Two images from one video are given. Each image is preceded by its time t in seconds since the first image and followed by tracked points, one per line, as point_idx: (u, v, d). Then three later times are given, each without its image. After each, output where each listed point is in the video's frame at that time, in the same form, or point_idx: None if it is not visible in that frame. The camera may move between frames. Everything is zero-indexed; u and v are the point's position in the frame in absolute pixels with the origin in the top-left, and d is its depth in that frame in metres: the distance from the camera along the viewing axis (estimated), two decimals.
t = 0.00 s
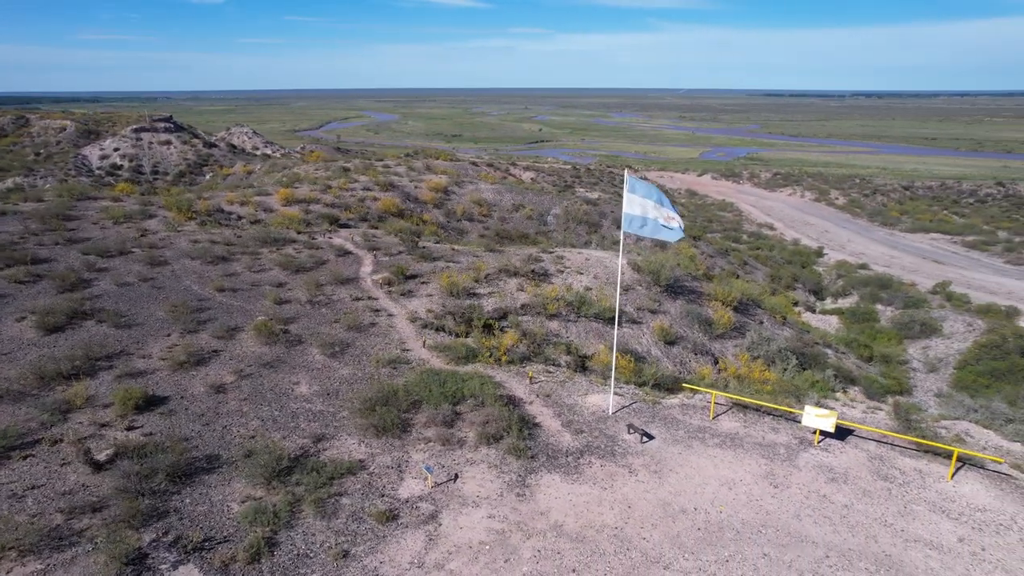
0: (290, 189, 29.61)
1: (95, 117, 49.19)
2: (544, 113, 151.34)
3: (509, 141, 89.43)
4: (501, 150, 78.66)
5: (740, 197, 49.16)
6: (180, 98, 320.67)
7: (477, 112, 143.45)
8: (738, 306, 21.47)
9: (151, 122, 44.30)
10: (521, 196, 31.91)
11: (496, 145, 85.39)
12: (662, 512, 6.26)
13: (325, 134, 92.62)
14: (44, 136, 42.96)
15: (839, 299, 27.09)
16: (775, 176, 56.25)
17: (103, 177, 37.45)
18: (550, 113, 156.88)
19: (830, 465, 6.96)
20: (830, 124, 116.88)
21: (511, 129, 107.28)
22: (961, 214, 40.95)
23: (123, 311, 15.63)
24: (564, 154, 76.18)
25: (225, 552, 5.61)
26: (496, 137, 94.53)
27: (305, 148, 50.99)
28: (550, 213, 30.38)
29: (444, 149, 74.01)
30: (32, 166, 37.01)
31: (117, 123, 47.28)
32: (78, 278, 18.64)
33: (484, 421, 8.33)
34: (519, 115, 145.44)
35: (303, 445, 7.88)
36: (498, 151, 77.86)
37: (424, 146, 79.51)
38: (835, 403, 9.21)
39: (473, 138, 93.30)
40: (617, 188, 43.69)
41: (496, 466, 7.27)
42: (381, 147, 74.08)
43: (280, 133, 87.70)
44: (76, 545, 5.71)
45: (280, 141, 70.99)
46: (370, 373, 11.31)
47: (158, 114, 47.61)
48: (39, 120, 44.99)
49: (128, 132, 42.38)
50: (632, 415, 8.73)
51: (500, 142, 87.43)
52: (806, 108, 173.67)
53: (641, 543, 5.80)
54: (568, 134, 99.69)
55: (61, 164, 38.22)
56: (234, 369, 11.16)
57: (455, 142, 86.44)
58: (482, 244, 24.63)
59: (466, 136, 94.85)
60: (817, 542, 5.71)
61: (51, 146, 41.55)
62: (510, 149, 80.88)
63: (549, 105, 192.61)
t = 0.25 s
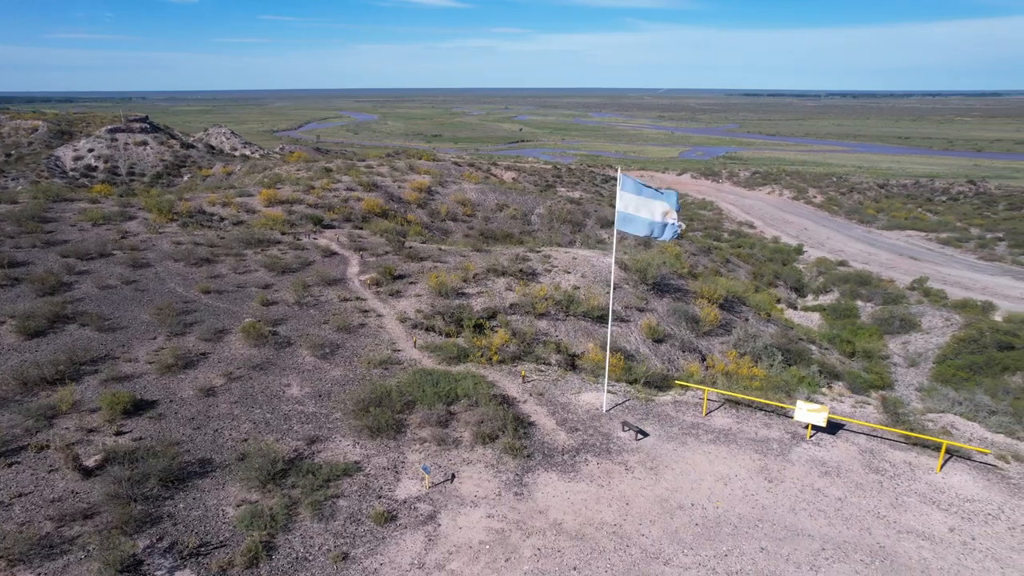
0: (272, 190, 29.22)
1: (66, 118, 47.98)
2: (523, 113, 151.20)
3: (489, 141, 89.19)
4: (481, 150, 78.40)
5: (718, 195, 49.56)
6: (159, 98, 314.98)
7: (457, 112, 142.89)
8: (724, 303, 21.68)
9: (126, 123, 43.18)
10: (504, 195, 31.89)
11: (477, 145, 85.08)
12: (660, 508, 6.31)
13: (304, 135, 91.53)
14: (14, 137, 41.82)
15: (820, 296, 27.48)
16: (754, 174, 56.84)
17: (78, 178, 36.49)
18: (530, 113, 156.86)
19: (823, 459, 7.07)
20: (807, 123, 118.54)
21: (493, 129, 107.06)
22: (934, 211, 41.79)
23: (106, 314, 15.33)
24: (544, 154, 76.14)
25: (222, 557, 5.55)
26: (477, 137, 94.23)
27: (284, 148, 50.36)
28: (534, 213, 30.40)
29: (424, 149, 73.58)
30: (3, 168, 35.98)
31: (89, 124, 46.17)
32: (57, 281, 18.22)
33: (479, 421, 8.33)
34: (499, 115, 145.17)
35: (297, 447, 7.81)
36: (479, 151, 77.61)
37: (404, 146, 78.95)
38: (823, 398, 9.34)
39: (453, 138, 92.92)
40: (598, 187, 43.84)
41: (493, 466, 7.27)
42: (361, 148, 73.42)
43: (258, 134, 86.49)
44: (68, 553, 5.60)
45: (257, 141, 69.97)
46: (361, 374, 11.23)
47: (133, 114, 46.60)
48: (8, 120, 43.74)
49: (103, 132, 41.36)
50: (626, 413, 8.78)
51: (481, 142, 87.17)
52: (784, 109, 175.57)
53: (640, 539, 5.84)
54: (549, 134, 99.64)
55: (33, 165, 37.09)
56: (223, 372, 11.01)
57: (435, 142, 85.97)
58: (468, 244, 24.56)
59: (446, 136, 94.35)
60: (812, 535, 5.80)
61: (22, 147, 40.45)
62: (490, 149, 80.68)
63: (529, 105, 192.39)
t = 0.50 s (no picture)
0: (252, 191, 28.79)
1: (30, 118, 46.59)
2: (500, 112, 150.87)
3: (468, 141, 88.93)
4: (458, 150, 78.03)
5: (695, 194, 49.99)
6: (132, 97, 308.31)
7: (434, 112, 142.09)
8: (707, 300, 21.93)
9: (97, 124, 42.07)
10: (486, 195, 31.83)
11: (454, 145, 84.67)
12: (656, 503, 6.37)
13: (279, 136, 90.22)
14: None
15: (799, 292, 27.92)
16: (730, 173, 57.48)
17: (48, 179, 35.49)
18: (507, 113, 156.70)
19: (814, 452, 7.19)
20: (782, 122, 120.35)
21: (471, 129, 106.51)
22: (905, 208, 42.69)
23: (86, 318, 14.97)
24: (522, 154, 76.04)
25: (219, 563, 5.47)
26: (454, 137, 93.75)
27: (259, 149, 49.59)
28: (516, 212, 30.40)
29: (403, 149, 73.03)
30: None
31: (57, 125, 44.92)
32: (33, 285, 17.74)
33: (473, 420, 8.32)
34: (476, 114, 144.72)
35: (290, 450, 7.72)
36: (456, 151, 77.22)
37: (380, 146, 78.26)
38: (808, 392, 9.50)
39: (431, 138, 92.41)
40: (575, 187, 43.94)
41: (489, 465, 7.27)
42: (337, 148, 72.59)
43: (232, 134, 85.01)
44: (59, 562, 5.47)
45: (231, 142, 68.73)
46: (350, 375, 11.14)
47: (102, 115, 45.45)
48: None
49: (73, 133, 40.30)
50: (618, 410, 8.84)
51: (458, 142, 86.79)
52: (756, 108, 178.05)
53: (639, 535, 5.89)
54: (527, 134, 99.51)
55: None
56: (210, 375, 10.83)
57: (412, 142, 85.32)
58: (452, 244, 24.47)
59: (424, 136, 93.67)
60: (807, 527, 5.90)
61: None
62: (468, 149, 80.30)
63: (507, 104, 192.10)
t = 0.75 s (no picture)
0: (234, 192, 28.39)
1: None
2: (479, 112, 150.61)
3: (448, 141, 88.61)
4: (439, 150, 77.64)
5: (676, 193, 50.33)
6: (109, 97, 302.67)
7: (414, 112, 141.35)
8: (693, 298, 22.12)
9: (70, 124, 41.06)
10: (469, 195, 31.76)
11: (434, 145, 84.25)
12: (653, 500, 6.42)
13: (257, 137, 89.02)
14: None
15: (780, 289, 28.28)
16: (709, 172, 57.98)
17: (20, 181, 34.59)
18: (487, 112, 156.49)
19: (806, 447, 7.30)
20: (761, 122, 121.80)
21: (452, 130, 106.12)
22: (881, 206, 43.48)
23: (67, 322, 14.65)
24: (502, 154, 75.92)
25: (215, 570, 5.41)
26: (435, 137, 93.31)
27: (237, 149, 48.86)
28: (500, 212, 30.38)
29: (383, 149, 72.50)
30: None
31: (27, 126, 43.76)
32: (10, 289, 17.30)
33: (467, 420, 8.30)
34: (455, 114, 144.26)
35: (283, 453, 7.65)
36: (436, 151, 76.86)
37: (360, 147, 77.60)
38: (796, 388, 9.63)
39: (410, 138, 91.87)
40: (557, 186, 44.01)
41: (485, 464, 7.27)
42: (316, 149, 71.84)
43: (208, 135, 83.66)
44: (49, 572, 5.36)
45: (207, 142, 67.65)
46: (341, 377, 11.06)
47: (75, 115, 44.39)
48: None
49: (45, 134, 39.34)
50: (611, 408, 8.88)
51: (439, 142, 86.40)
52: (736, 108, 180.09)
53: (637, 532, 5.93)
54: (508, 134, 99.33)
55: None
56: (198, 378, 10.67)
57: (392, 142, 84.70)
58: (438, 244, 24.38)
59: (404, 136, 93.02)
60: (802, 521, 5.98)
61: None
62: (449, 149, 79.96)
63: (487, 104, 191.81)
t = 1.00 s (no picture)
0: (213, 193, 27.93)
1: None
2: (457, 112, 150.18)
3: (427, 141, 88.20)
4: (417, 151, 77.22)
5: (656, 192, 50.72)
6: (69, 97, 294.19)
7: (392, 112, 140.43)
8: (677, 296, 22.34)
9: (38, 125, 39.96)
10: (450, 195, 31.67)
11: (412, 145, 83.72)
12: (649, 497, 6.47)
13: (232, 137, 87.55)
14: None
15: (760, 286, 28.68)
16: (686, 171, 58.49)
17: None
18: (465, 113, 156.13)
19: (797, 441, 7.42)
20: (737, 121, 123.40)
21: (430, 130, 105.54)
22: (855, 203, 44.32)
23: (46, 327, 14.28)
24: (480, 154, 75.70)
25: None
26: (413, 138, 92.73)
27: (211, 150, 48.02)
28: (482, 211, 30.33)
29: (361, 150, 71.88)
30: None
31: None
32: None
33: (460, 420, 8.29)
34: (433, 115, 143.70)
35: (276, 456, 7.57)
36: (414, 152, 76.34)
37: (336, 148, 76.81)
38: (783, 382, 9.77)
39: (388, 138, 91.14)
40: (538, 186, 44.07)
41: (480, 464, 7.26)
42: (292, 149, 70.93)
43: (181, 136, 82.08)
44: None
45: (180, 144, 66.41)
46: (330, 379, 10.96)
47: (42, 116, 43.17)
48: None
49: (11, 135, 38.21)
50: (603, 405, 8.93)
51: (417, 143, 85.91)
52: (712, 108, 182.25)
53: (635, 528, 5.98)
54: (487, 134, 99.11)
55: None
56: (184, 382, 10.49)
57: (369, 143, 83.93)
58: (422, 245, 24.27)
59: (381, 136, 92.24)
60: (796, 514, 6.08)
61: None
62: (428, 150, 79.56)
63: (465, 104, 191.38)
